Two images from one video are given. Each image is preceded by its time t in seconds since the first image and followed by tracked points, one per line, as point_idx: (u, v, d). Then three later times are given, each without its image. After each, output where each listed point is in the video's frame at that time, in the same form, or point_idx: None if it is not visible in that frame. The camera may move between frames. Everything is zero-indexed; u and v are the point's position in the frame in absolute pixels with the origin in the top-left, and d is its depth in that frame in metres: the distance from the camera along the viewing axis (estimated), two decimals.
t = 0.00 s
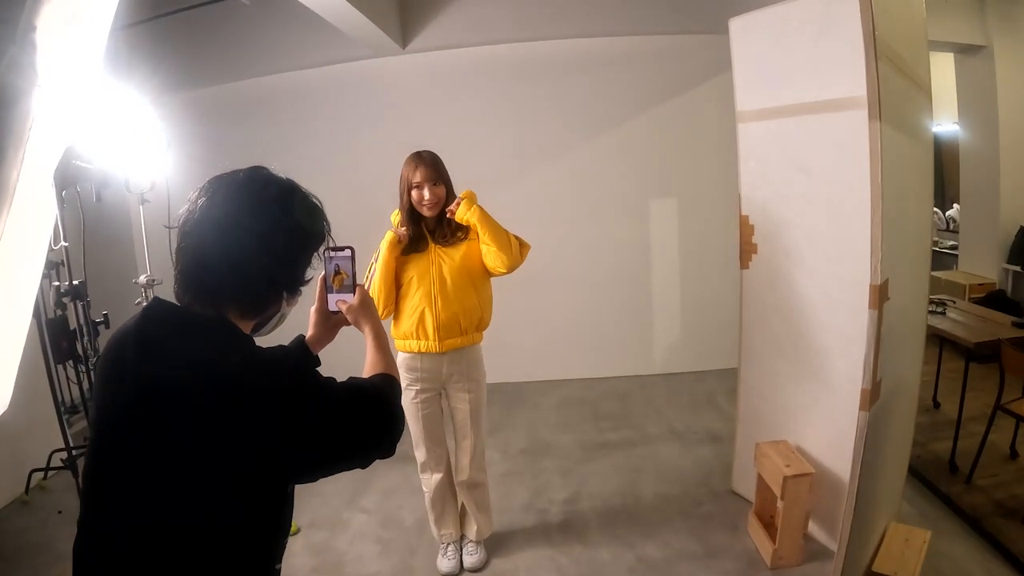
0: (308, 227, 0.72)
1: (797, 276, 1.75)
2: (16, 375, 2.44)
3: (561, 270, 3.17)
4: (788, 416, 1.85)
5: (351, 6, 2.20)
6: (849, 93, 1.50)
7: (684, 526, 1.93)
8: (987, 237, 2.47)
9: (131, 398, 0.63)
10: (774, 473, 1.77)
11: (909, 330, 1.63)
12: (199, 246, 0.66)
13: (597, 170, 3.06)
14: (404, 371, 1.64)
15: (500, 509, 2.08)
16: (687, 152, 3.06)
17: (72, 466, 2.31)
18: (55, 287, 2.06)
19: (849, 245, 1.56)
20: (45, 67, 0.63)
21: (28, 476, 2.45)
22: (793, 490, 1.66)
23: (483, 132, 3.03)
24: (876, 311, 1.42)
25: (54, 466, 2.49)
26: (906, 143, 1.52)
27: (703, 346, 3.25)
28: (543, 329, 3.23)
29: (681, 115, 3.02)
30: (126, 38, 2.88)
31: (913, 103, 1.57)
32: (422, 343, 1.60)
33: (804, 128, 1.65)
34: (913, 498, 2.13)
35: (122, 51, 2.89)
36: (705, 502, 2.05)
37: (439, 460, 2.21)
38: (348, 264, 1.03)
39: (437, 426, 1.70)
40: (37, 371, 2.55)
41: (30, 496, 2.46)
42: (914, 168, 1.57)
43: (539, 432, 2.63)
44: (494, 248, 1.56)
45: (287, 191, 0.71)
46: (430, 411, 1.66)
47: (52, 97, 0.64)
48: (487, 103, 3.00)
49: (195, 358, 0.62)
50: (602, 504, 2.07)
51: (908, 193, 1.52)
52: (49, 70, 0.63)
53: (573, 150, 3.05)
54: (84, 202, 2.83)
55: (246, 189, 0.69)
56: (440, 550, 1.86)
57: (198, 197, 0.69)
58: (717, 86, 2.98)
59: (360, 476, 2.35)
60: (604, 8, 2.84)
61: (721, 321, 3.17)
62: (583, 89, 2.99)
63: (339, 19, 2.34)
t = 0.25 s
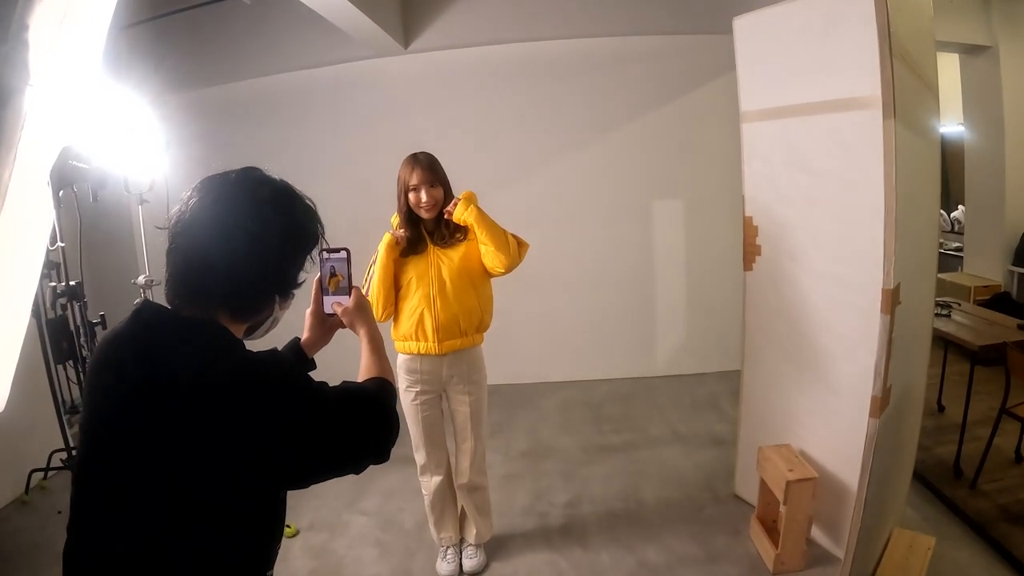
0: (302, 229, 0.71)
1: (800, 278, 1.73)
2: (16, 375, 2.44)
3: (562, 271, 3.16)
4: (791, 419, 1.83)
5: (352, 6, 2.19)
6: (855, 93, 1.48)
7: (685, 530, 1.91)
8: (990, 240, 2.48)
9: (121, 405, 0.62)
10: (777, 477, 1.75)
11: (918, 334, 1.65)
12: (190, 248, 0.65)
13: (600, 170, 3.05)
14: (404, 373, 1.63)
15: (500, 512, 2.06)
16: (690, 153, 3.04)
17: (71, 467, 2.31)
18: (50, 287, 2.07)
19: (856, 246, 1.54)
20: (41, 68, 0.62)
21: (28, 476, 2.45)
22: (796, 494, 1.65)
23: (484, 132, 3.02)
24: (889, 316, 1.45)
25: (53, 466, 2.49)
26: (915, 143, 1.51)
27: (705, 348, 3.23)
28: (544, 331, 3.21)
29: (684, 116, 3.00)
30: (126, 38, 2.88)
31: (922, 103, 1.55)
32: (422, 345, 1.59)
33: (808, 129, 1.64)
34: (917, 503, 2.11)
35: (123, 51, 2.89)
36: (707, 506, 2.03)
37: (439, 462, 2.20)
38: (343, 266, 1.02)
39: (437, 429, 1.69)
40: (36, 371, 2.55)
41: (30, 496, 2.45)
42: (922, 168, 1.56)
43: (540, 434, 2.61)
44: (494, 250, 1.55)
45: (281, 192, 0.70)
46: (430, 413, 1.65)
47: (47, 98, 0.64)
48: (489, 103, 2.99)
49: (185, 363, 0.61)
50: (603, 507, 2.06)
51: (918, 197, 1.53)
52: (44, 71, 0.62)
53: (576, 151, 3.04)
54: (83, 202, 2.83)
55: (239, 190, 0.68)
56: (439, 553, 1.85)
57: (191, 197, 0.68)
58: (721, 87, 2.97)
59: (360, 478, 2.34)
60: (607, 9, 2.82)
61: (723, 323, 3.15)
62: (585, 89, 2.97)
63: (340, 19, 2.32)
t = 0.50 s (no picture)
0: (299, 229, 0.70)
1: (805, 279, 1.72)
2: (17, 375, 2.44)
3: (565, 272, 3.15)
4: (795, 422, 1.82)
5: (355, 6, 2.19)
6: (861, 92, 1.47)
7: (687, 533, 1.90)
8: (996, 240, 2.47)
9: (118, 407, 0.61)
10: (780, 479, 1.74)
11: (925, 335, 1.63)
12: (185, 248, 0.65)
13: (603, 171, 3.04)
14: (404, 373, 1.62)
15: (501, 513, 2.05)
16: (694, 153, 3.03)
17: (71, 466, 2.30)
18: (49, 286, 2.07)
19: (862, 246, 1.52)
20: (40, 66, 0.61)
21: (29, 476, 2.45)
22: (799, 497, 1.64)
23: (487, 132, 3.01)
24: (897, 318, 1.45)
25: (54, 466, 2.49)
26: (924, 141, 1.50)
27: (708, 349, 3.22)
28: (547, 331, 3.20)
29: (689, 116, 2.99)
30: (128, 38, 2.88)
31: (931, 101, 1.54)
32: (422, 345, 1.58)
33: (814, 129, 1.63)
34: (921, 506, 2.10)
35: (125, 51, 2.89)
36: (709, 509, 2.02)
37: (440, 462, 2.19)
38: (341, 266, 1.01)
39: (438, 429, 1.68)
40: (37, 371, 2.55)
41: (30, 496, 2.45)
42: (931, 166, 1.55)
43: (543, 435, 2.60)
44: (496, 250, 1.54)
45: (278, 191, 0.69)
46: (430, 413, 1.64)
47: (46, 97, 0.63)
48: (492, 103, 2.98)
49: (182, 363, 0.60)
50: (605, 509, 2.05)
51: (926, 197, 1.51)
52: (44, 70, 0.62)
53: (579, 151, 3.03)
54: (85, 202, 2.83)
55: (235, 189, 0.67)
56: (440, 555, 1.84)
57: (187, 195, 0.67)
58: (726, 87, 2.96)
59: (361, 479, 2.34)
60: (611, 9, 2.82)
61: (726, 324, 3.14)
62: (589, 89, 2.96)
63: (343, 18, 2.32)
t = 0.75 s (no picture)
0: (303, 229, 0.69)
1: (812, 280, 1.71)
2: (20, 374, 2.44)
3: (569, 272, 3.14)
4: (800, 424, 1.81)
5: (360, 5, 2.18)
6: (871, 91, 1.46)
7: (692, 535, 1.89)
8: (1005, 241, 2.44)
9: (120, 407, 0.61)
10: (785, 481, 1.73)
11: (933, 337, 1.62)
12: (189, 248, 0.64)
13: (607, 171, 3.03)
14: (405, 373, 1.62)
15: (504, 515, 2.05)
16: (699, 153, 3.02)
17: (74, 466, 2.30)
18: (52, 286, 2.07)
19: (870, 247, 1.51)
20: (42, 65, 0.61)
21: (32, 475, 2.45)
22: (805, 499, 1.62)
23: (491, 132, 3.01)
24: (907, 319, 1.43)
25: (57, 465, 2.49)
26: (935, 141, 1.49)
27: (713, 351, 3.20)
28: (550, 332, 3.19)
29: (694, 116, 2.98)
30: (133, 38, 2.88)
31: (941, 101, 1.53)
32: (426, 344, 1.57)
33: (822, 128, 1.61)
34: (928, 509, 2.08)
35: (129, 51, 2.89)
36: (714, 511, 2.01)
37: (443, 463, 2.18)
38: (345, 266, 1.01)
39: (440, 429, 1.68)
40: (40, 370, 2.55)
41: (34, 496, 2.46)
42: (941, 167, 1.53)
43: (546, 436, 2.60)
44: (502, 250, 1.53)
45: (282, 190, 0.68)
46: (432, 413, 1.64)
47: (48, 96, 0.62)
48: (496, 102, 2.97)
49: (185, 363, 0.60)
50: (609, 510, 2.04)
51: (936, 197, 1.50)
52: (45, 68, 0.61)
53: (584, 151, 3.02)
54: (89, 201, 2.83)
55: (239, 188, 0.66)
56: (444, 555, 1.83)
57: (191, 194, 0.67)
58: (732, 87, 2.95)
59: (365, 479, 2.33)
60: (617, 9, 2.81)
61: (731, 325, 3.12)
62: (594, 89, 2.95)
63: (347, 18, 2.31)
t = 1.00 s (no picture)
0: (310, 230, 0.69)
1: (817, 282, 1.70)
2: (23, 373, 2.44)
3: (571, 273, 3.13)
4: (804, 425, 1.80)
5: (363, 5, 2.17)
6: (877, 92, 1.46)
7: (695, 537, 1.88)
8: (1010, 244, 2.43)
9: (125, 407, 0.61)
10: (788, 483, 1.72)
11: (939, 339, 1.61)
12: (196, 249, 0.64)
13: (610, 172, 3.02)
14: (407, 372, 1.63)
15: (507, 516, 2.04)
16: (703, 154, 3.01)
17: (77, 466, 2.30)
18: (55, 285, 2.06)
19: (876, 249, 1.51)
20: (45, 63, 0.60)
21: (35, 475, 2.45)
22: (808, 502, 1.62)
23: (494, 132, 3.00)
24: (914, 320, 1.43)
25: (60, 465, 2.49)
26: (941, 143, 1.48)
27: (716, 351, 3.20)
28: (553, 332, 3.19)
29: (697, 117, 2.97)
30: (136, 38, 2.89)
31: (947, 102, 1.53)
32: (428, 345, 1.57)
33: (828, 128, 1.61)
34: (933, 511, 2.07)
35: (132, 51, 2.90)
36: (717, 513, 2.00)
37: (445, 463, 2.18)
38: (350, 267, 1.01)
39: (441, 430, 1.68)
40: (43, 370, 2.55)
41: (36, 495, 2.46)
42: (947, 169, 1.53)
43: (549, 437, 2.59)
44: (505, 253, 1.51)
45: (289, 192, 0.68)
46: (433, 414, 1.64)
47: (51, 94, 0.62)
48: (499, 103, 2.97)
49: (189, 364, 0.59)
50: (612, 511, 2.04)
51: (943, 199, 1.50)
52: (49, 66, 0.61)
53: (587, 152, 3.01)
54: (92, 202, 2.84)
55: (246, 190, 0.66)
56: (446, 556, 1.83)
57: (199, 195, 0.67)
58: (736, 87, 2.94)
59: (367, 480, 2.33)
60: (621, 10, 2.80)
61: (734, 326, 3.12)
62: (597, 89, 2.95)
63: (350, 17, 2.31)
